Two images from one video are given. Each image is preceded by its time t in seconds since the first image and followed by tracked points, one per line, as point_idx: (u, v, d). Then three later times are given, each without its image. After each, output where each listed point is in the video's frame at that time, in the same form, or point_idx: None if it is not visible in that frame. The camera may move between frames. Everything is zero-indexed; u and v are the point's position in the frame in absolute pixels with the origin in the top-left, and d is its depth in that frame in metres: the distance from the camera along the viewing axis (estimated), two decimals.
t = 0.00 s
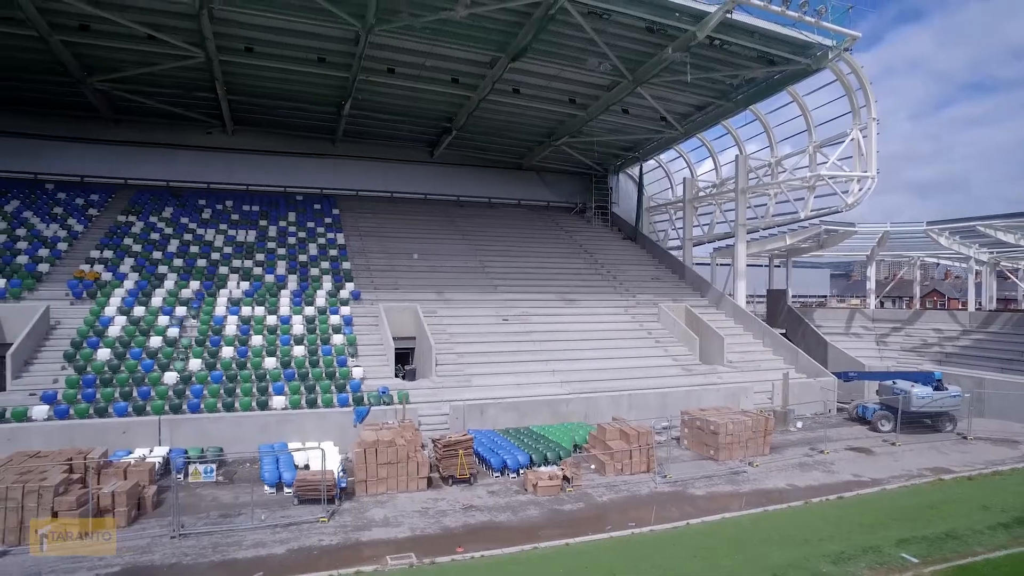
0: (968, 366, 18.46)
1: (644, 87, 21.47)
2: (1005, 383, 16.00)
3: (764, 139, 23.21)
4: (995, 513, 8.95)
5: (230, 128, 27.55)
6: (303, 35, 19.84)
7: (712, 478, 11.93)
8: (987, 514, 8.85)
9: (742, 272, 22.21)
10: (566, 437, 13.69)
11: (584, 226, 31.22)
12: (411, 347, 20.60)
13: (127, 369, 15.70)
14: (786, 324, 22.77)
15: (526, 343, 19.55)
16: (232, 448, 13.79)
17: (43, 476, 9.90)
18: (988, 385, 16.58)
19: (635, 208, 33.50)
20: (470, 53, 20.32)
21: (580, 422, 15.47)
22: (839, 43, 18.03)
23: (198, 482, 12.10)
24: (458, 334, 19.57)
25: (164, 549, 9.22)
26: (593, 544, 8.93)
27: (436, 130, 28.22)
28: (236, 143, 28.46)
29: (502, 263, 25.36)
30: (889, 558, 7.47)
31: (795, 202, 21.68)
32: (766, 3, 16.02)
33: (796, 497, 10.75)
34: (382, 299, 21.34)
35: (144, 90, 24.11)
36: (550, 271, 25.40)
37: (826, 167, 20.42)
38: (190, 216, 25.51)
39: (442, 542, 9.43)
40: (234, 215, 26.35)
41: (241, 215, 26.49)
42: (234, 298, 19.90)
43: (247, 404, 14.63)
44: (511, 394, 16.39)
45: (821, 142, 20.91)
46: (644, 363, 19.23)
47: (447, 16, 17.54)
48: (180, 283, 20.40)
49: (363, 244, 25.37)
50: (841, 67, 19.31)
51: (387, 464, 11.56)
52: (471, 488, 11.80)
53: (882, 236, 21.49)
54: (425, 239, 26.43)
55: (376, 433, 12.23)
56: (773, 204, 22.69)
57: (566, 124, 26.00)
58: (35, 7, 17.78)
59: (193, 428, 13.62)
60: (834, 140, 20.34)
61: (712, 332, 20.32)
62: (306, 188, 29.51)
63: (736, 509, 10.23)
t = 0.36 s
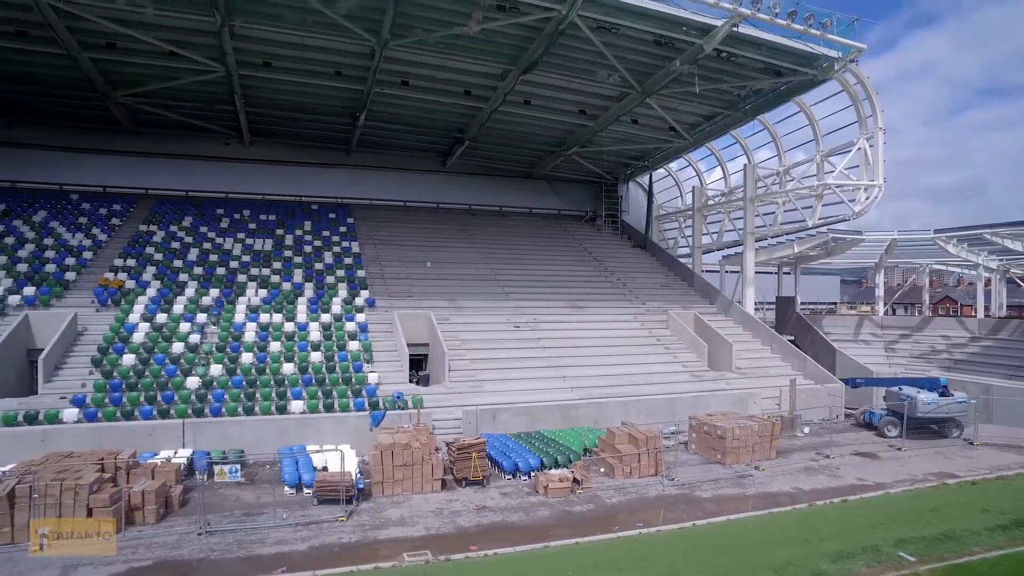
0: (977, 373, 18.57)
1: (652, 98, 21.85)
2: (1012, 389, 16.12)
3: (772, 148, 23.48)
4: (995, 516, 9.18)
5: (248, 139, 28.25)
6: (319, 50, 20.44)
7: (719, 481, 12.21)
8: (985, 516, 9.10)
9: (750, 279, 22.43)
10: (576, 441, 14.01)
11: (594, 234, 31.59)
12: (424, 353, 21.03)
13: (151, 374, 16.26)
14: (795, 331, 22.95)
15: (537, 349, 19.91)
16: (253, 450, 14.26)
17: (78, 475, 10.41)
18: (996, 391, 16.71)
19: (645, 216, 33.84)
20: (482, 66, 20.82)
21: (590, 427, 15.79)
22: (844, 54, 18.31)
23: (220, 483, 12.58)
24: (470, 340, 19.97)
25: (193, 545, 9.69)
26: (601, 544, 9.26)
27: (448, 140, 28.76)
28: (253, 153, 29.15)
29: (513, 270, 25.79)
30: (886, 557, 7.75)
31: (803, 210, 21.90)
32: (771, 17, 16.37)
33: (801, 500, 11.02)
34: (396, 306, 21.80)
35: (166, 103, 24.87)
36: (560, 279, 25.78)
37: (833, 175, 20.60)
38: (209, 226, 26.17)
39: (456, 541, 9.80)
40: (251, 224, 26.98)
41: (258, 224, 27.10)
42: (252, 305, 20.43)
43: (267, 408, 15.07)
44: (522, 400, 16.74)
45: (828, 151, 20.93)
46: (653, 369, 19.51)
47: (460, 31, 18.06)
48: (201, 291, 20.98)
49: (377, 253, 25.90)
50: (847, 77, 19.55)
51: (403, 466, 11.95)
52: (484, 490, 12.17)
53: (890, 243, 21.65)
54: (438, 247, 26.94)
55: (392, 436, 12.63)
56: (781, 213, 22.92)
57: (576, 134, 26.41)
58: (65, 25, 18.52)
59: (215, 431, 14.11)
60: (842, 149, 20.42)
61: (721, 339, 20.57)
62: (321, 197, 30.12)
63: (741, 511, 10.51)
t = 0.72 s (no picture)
0: (987, 374, 18.66)
1: (663, 102, 22.11)
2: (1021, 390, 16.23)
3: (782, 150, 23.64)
4: (996, 513, 9.42)
5: (266, 144, 28.88)
6: (336, 57, 20.96)
7: (727, 479, 12.51)
8: (986, 513, 9.34)
9: (760, 280, 22.61)
10: (588, 439, 14.35)
11: (605, 236, 31.88)
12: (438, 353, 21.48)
13: (176, 373, 16.82)
14: (805, 332, 23.10)
15: (549, 350, 20.26)
16: (274, 448, 14.75)
17: (111, 469, 10.93)
18: (1006, 392, 16.81)
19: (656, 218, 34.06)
20: (495, 71, 21.22)
21: (601, 426, 16.12)
22: (854, 58, 18.48)
23: (244, 477, 13.09)
24: (483, 341, 20.37)
25: (221, 536, 10.18)
26: (611, 537, 9.61)
27: (461, 143, 29.18)
28: (271, 157, 29.77)
29: (525, 272, 26.18)
30: (885, 550, 8.06)
31: (813, 212, 22.04)
32: (780, 23, 16.62)
33: (807, 497, 11.30)
34: (411, 307, 22.25)
35: (188, 109, 25.54)
36: (572, 280, 26.13)
37: (842, 178, 20.74)
38: (228, 228, 26.82)
39: (471, 534, 10.20)
40: (269, 227, 27.59)
41: (276, 226, 27.70)
42: (272, 306, 20.97)
43: (287, 406, 15.56)
44: (534, 399, 17.11)
45: (838, 154, 21.01)
46: (664, 370, 19.78)
47: (474, 39, 18.48)
48: (222, 292, 21.56)
49: (391, 254, 26.41)
50: (856, 80, 19.71)
51: (420, 462, 12.37)
52: (498, 486, 12.56)
53: (900, 245, 21.73)
54: (451, 249, 27.39)
55: (409, 434, 13.05)
56: (791, 215, 23.08)
57: (587, 137, 26.73)
58: (93, 37, 19.20)
59: (238, 428, 14.63)
60: (851, 152, 20.54)
61: (731, 340, 20.80)
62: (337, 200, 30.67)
63: (748, 507, 10.82)
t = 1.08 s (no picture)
0: (995, 373, 18.81)
1: (673, 104, 22.41)
2: None
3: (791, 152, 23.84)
4: (995, 506, 9.72)
5: (282, 146, 29.49)
6: (352, 63, 21.48)
7: (735, 474, 12.84)
8: (985, 507, 9.64)
9: (770, 280, 22.83)
10: (598, 435, 14.71)
11: (616, 236, 32.20)
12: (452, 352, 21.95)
13: (199, 370, 17.40)
14: (814, 331, 23.30)
15: (560, 349, 20.65)
16: (295, 443, 15.27)
17: (143, 461, 11.47)
18: (1013, 391, 16.99)
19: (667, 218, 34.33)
20: (507, 76, 21.64)
21: (611, 423, 16.48)
22: (862, 61, 18.67)
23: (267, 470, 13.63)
24: (496, 340, 20.80)
25: (248, 524, 10.68)
26: (620, 528, 10.00)
27: (473, 146, 29.63)
28: (287, 160, 30.41)
29: (537, 272, 26.59)
30: (884, 540, 8.42)
31: (821, 212, 22.23)
32: (788, 27, 16.88)
33: (812, 491, 11.63)
34: (425, 307, 22.73)
35: (207, 114, 26.21)
36: (583, 280, 26.51)
37: (850, 179, 20.91)
38: (247, 230, 27.47)
39: (486, 524, 10.63)
40: (286, 228, 28.20)
41: (293, 228, 28.31)
42: (290, 306, 21.53)
43: (307, 402, 16.06)
44: (546, 396, 17.52)
45: (846, 155, 21.19)
46: (673, 369, 20.10)
47: (487, 44, 18.91)
48: (241, 292, 22.16)
49: (405, 255, 26.94)
50: (864, 82, 19.89)
51: (436, 456, 12.82)
52: (511, 480, 12.98)
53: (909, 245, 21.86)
54: (464, 250, 27.87)
55: (425, 429, 13.50)
56: (801, 215, 23.30)
57: (598, 140, 27.06)
58: (119, 46, 19.87)
59: (261, 423, 15.17)
60: (859, 153, 20.70)
61: (740, 340, 21.07)
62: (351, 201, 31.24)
63: (754, 501, 11.16)
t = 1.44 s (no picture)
0: (999, 371, 19.03)
1: (679, 107, 22.76)
2: None
3: (798, 153, 24.12)
4: (989, 499, 10.07)
5: (296, 149, 30.12)
6: (366, 68, 22.03)
7: (738, 467, 13.24)
8: (979, 499, 10.01)
9: (775, 280, 23.13)
10: (605, 430, 15.13)
11: (624, 237, 32.57)
12: (463, 350, 22.45)
13: (219, 367, 17.99)
14: (820, 331, 23.57)
15: (568, 347, 21.08)
16: (312, 437, 15.81)
17: (169, 452, 12.02)
18: (1015, 389, 17.24)
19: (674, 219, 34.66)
20: (517, 80, 22.11)
21: (618, 419, 16.90)
22: (866, 64, 18.96)
23: (286, 462, 14.18)
24: (506, 338, 21.27)
25: (270, 512, 11.21)
26: (625, 516, 10.44)
27: (483, 148, 30.11)
28: (301, 162, 31.04)
29: (546, 272, 27.04)
30: (877, 530, 8.83)
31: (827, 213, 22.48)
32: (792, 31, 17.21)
33: (813, 485, 12.01)
34: (437, 306, 23.23)
35: (224, 118, 26.87)
36: (592, 280, 26.94)
37: (854, 180, 21.18)
38: (262, 231, 28.10)
39: (496, 513, 11.10)
40: (300, 229, 28.81)
41: (307, 229, 28.92)
42: (306, 306, 22.11)
43: (324, 398, 16.61)
44: (555, 393, 17.97)
45: (851, 156, 21.45)
46: (680, 367, 20.48)
47: (497, 50, 19.38)
48: (258, 292, 22.75)
49: (417, 256, 27.47)
50: (869, 85, 20.15)
51: (448, 450, 13.30)
52: (520, 472, 13.44)
53: (914, 246, 22.09)
54: (474, 250, 28.35)
55: (438, 423, 13.97)
56: (806, 216, 23.59)
57: (606, 142, 27.44)
58: (141, 53, 20.53)
59: (279, 417, 15.72)
60: (864, 154, 20.94)
61: (746, 339, 21.42)
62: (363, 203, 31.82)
63: (756, 493, 11.57)
